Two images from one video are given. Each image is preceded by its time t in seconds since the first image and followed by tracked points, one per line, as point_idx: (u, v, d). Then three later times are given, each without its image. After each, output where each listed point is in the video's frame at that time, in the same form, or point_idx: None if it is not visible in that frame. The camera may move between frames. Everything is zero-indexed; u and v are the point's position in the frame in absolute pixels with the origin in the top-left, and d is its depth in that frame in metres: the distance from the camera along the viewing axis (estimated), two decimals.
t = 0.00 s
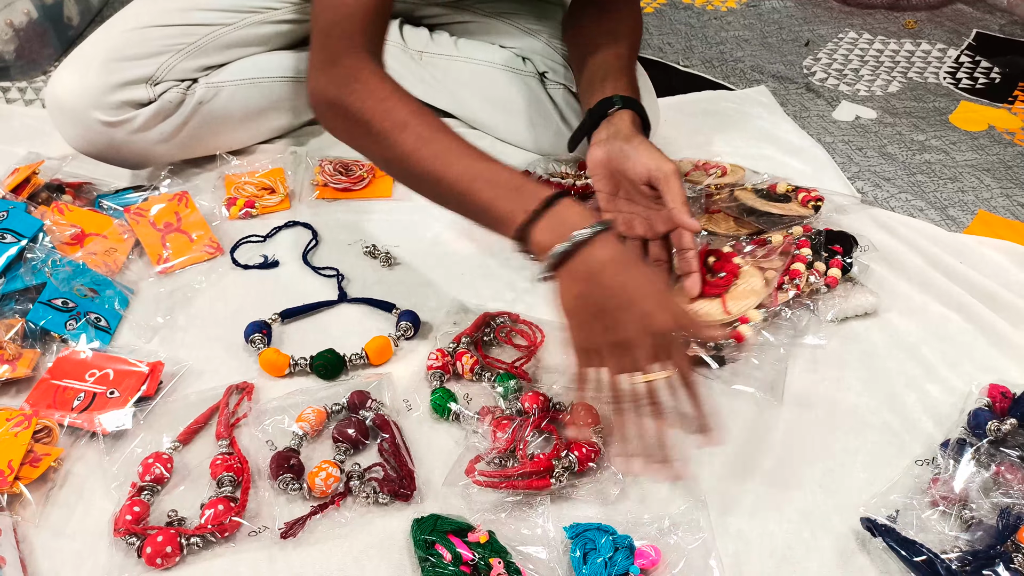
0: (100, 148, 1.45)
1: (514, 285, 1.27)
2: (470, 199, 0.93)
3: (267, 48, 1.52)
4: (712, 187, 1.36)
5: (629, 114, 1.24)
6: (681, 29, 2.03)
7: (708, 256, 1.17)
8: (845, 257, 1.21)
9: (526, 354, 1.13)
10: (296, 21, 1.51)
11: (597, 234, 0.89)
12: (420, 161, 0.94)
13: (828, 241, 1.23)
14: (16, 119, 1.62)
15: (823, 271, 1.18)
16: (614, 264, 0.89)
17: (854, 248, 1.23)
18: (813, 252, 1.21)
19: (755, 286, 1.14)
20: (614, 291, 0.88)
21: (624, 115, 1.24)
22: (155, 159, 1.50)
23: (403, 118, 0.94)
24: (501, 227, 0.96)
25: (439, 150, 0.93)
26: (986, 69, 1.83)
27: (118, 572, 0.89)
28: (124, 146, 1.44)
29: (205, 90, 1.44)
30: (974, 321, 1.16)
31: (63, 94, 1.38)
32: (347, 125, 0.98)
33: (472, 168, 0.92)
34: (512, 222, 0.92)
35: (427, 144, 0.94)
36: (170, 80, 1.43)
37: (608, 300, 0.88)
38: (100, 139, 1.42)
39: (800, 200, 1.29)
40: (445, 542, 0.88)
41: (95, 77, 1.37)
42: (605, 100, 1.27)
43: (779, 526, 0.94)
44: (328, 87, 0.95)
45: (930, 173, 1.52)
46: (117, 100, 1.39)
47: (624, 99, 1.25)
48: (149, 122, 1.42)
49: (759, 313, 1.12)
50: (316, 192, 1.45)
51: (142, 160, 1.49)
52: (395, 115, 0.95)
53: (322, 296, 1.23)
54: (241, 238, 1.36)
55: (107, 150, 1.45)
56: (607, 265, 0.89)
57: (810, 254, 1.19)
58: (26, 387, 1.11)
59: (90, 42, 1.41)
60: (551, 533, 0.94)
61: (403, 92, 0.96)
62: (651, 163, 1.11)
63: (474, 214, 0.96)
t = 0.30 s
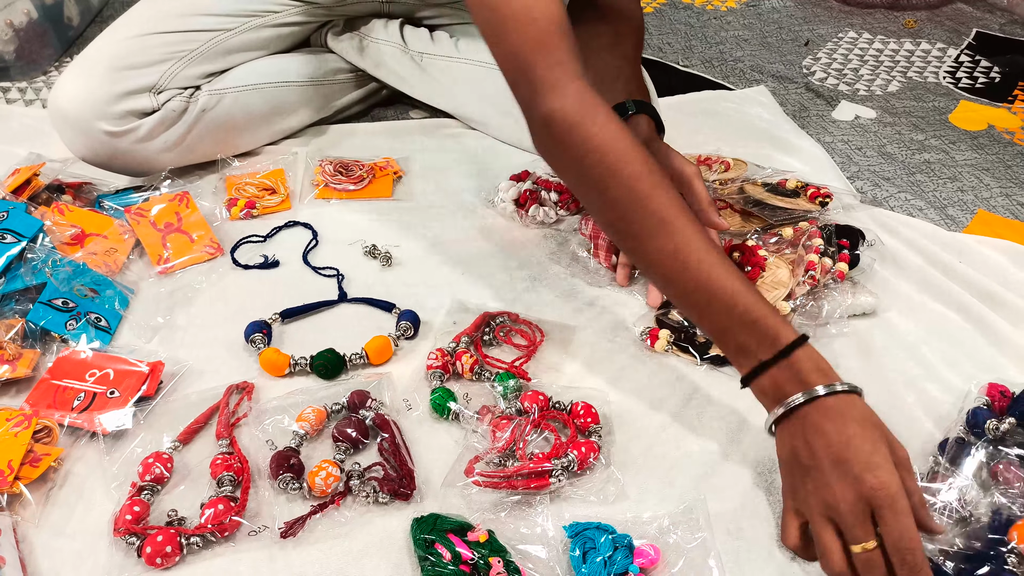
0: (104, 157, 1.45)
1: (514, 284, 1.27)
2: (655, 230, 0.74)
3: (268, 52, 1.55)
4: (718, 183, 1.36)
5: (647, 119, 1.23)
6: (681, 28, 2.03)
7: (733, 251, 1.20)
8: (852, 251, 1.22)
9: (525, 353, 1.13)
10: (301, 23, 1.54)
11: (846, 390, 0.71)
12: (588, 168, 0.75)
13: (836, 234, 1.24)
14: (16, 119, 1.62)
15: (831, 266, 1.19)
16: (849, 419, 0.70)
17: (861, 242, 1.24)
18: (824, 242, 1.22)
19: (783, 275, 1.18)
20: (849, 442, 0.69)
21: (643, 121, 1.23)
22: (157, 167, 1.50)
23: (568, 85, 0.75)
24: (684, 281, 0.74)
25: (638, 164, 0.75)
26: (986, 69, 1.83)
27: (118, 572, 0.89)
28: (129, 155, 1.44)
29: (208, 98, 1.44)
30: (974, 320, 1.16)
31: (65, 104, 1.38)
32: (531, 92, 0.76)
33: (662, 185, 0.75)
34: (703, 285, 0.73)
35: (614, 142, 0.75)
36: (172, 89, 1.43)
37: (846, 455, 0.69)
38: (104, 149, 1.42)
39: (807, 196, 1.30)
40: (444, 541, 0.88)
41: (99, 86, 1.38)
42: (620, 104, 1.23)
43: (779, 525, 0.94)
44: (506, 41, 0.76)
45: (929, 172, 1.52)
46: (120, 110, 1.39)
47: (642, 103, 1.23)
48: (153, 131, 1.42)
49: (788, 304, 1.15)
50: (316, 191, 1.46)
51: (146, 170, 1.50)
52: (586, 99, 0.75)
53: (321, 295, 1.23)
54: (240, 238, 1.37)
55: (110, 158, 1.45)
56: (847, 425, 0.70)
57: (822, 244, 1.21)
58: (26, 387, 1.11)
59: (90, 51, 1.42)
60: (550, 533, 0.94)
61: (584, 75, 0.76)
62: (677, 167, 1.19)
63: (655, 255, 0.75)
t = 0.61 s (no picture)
0: (99, 151, 1.45)
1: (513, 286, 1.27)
2: (418, 165, 0.87)
3: (268, 49, 1.53)
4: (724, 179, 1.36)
5: (662, 121, 1.25)
6: (680, 30, 2.04)
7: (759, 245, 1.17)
8: (870, 242, 1.21)
9: (524, 354, 1.13)
10: (291, 23, 1.52)
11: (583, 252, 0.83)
12: (375, 120, 0.87)
13: (855, 226, 1.24)
14: (15, 120, 1.62)
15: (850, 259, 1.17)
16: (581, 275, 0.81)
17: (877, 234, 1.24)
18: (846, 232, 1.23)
19: (812, 266, 1.15)
20: (563, 295, 0.81)
21: (658, 122, 1.25)
22: (155, 162, 1.50)
23: (370, 39, 0.88)
24: (439, 189, 0.87)
25: (413, 117, 0.87)
26: (985, 70, 1.83)
27: (117, 573, 0.89)
28: (123, 149, 1.44)
29: (203, 93, 1.44)
30: (973, 321, 1.16)
31: (60, 96, 1.39)
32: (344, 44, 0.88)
33: (441, 128, 0.88)
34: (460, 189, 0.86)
35: (403, 111, 0.87)
36: (167, 83, 1.43)
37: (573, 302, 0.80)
38: (98, 142, 1.42)
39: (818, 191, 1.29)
40: (443, 543, 0.88)
41: (93, 79, 1.38)
42: (635, 110, 1.28)
43: (779, 526, 0.94)
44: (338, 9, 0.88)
45: (928, 173, 1.52)
46: (114, 102, 1.39)
47: (655, 107, 1.26)
48: (147, 124, 1.42)
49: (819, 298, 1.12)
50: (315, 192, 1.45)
51: (140, 164, 1.49)
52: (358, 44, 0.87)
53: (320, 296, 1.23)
54: (240, 238, 1.36)
55: (106, 152, 1.45)
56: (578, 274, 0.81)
57: (844, 233, 1.21)
58: (25, 388, 1.11)
59: (88, 47, 1.43)
60: (549, 534, 0.94)
61: (385, 42, 0.90)
62: (697, 169, 1.13)
63: (429, 178, 0.87)
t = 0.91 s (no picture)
0: (90, 134, 1.44)
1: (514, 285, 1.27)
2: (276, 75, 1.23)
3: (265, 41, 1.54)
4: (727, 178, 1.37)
5: (666, 102, 1.21)
6: (681, 29, 2.03)
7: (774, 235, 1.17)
8: (875, 242, 1.22)
9: (525, 354, 1.13)
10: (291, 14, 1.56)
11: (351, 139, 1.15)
12: (262, 43, 1.21)
13: (865, 228, 1.24)
14: (15, 118, 1.62)
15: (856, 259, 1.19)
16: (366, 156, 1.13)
17: (882, 235, 1.25)
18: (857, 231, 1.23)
19: (828, 256, 1.18)
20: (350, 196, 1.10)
21: (661, 104, 1.21)
22: (148, 147, 1.48)
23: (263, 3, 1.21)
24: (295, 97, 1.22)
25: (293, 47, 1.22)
26: (986, 70, 1.83)
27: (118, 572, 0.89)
28: (114, 131, 1.43)
29: (196, 76, 1.43)
30: (974, 322, 1.16)
31: (52, 77, 1.39)
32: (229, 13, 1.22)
33: (296, 50, 1.22)
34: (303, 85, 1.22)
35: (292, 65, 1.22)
36: (158, 65, 1.42)
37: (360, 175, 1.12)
38: (88, 122, 1.41)
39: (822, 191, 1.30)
40: (444, 542, 0.88)
41: (86, 60, 1.38)
42: (638, 94, 1.25)
43: (780, 527, 0.94)
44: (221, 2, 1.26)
45: (929, 174, 1.52)
46: (104, 82, 1.38)
47: (658, 89, 1.23)
48: (137, 105, 1.41)
49: (833, 290, 1.14)
50: (316, 192, 1.45)
51: (133, 149, 1.48)
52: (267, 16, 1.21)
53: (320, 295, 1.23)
54: (240, 238, 1.36)
55: (96, 135, 1.44)
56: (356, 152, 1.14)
57: (856, 232, 1.23)
58: (26, 387, 1.11)
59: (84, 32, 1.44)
60: (550, 534, 0.94)
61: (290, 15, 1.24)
62: (699, 145, 1.07)
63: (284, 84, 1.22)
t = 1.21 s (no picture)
0: (96, 139, 1.44)
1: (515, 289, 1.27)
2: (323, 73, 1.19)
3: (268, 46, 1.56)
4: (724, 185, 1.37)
5: (673, 78, 1.20)
6: (682, 32, 2.04)
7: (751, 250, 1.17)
8: (872, 251, 1.23)
9: (527, 358, 1.13)
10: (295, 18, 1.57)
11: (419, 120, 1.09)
12: (296, 40, 1.20)
13: (862, 233, 1.25)
14: (18, 122, 1.63)
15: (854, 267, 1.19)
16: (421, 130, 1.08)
17: (881, 243, 1.26)
18: (855, 239, 1.24)
19: (802, 272, 1.19)
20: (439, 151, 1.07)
21: (668, 80, 1.20)
22: (152, 152, 1.48)
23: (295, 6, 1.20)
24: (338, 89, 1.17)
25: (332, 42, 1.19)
26: (987, 73, 1.83)
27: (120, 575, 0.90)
28: (120, 135, 1.43)
29: (201, 81, 1.43)
30: (976, 325, 1.16)
31: (58, 82, 1.39)
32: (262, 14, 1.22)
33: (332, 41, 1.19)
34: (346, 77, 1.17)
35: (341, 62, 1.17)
36: (163, 70, 1.42)
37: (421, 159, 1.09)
38: (94, 127, 1.41)
39: (822, 197, 1.29)
40: (446, 545, 0.88)
41: (92, 65, 1.38)
42: (643, 74, 1.24)
43: (782, 530, 0.94)
44: None
45: (931, 177, 1.52)
46: (110, 87, 1.39)
47: (663, 66, 1.22)
48: (144, 110, 1.41)
49: (813, 301, 1.15)
50: (318, 195, 1.46)
51: (138, 154, 1.48)
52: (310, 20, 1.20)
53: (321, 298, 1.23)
54: (243, 241, 1.37)
55: (102, 139, 1.44)
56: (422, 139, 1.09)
57: (853, 240, 1.22)
58: (29, 390, 1.12)
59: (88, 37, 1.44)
60: (552, 537, 0.94)
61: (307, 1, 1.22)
62: (704, 110, 1.05)
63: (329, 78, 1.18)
